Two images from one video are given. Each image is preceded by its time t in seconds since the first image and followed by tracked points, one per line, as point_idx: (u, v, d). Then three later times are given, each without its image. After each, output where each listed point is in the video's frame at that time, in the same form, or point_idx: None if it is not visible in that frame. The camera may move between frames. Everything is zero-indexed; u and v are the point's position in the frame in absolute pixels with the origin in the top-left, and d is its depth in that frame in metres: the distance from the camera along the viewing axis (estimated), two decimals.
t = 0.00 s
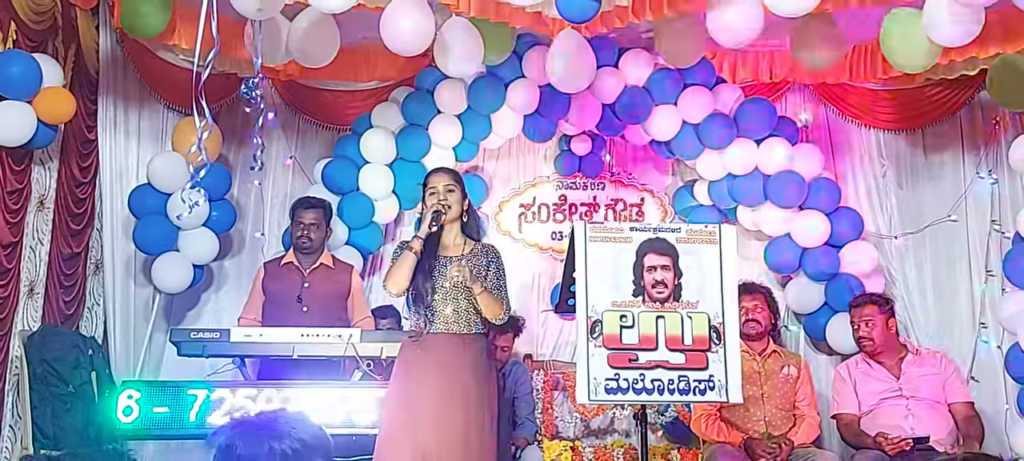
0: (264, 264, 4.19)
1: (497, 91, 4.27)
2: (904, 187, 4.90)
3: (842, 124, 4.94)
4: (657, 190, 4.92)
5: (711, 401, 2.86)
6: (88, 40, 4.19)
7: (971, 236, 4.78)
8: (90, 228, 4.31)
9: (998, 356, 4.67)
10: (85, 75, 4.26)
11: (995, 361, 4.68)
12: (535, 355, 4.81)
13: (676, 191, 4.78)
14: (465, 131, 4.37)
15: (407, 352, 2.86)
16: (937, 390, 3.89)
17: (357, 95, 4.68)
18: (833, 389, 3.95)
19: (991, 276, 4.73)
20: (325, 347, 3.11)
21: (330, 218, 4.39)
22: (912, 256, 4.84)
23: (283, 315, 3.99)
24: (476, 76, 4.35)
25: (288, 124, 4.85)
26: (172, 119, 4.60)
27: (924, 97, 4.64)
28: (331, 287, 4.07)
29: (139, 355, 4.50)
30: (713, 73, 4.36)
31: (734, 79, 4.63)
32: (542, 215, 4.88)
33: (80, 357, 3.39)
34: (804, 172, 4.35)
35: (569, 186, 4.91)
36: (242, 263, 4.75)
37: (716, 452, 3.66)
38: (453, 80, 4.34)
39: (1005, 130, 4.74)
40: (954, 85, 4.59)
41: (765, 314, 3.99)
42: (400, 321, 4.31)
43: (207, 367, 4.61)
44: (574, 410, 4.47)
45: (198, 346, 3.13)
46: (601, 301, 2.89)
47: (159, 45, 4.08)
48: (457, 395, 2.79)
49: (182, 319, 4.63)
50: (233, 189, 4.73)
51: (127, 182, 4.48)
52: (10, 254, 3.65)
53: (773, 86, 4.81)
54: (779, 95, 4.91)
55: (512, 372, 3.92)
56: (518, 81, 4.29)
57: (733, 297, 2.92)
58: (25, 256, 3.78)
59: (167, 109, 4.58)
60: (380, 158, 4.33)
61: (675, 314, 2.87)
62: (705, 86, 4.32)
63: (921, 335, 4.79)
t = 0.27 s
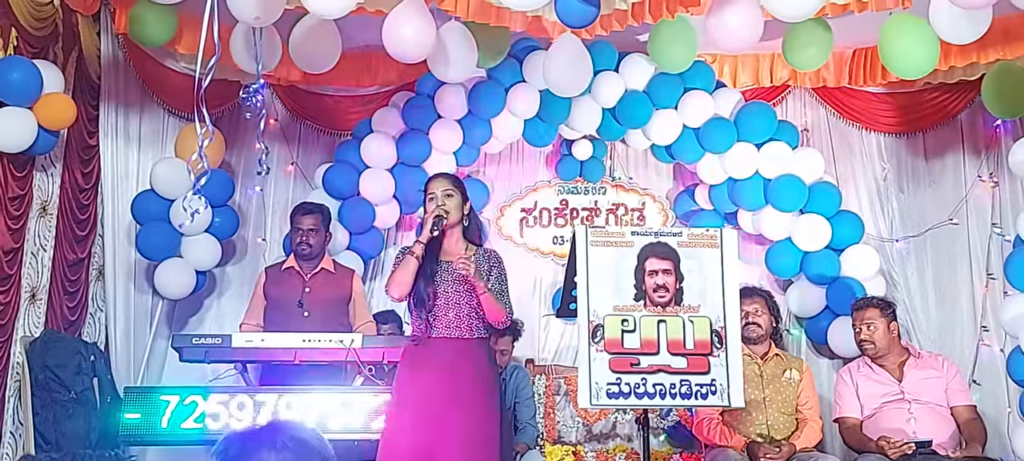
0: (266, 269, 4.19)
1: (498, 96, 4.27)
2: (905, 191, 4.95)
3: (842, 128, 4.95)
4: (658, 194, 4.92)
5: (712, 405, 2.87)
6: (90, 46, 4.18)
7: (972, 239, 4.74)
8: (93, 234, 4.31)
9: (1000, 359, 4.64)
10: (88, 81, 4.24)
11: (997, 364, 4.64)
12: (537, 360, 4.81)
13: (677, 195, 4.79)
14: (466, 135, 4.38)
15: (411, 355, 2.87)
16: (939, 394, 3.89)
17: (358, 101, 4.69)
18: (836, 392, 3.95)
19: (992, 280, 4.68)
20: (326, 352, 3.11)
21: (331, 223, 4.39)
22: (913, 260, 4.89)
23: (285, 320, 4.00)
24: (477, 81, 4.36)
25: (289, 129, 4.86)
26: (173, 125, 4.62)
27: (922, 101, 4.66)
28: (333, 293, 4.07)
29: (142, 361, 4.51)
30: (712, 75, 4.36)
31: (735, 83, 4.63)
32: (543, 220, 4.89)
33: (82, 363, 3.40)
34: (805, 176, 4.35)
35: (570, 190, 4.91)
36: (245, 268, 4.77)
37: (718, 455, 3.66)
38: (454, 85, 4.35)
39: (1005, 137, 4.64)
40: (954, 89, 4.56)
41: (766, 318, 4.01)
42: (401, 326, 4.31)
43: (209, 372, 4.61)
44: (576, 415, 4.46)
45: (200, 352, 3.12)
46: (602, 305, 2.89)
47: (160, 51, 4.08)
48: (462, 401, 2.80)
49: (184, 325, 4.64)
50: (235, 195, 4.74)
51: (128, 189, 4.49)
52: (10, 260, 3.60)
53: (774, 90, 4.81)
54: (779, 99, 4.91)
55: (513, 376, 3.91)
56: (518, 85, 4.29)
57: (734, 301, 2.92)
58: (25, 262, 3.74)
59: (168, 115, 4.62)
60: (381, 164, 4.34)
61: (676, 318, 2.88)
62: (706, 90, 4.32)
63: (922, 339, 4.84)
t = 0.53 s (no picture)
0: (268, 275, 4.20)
1: (498, 103, 4.28)
2: (907, 196, 4.90)
3: (843, 133, 4.95)
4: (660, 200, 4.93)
5: (715, 411, 2.86)
6: (92, 54, 4.19)
7: (973, 244, 4.78)
8: (96, 242, 4.32)
9: (1003, 364, 4.66)
10: (88, 89, 4.23)
11: (1000, 369, 4.66)
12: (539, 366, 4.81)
13: (679, 201, 4.78)
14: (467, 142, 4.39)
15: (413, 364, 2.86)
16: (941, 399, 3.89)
17: (360, 109, 4.68)
18: (837, 397, 3.92)
19: (994, 284, 4.72)
20: (328, 359, 3.12)
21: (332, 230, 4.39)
22: (915, 264, 4.85)
23: (287, 327, 4.00)
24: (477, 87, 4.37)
25: (291, 137, 4.87)
26: (173, 132, 4.61)
27: (921, 107, 4.66)
28: (335, 299, 4.07)
29: (144, 369, 4.52)
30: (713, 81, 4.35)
31: (735, 89, 4.62)
32: (544, 226, 4.89)
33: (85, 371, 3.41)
34: (806, 180, 4.34)
35: (571, 197, 4.92)
36: (246, 275, 4.77)
37: None
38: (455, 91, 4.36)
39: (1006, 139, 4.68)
40: (954, 94, 4.59)
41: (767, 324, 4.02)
42: (403, 333, 4.31)
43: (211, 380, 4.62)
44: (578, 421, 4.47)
45: (203, 360, 3.13)
46: (604, 311, 2.89)
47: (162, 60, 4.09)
48: (462, 415, 2.80)
49: (186, 332, 4.65)
50: (237, 202, 4.75)
51: (130, 196, 4.49)
52: (13, 268, 3.62)
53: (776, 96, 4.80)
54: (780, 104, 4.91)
55: (515, 381, 3.90)
56: (519, 92, 4.29)
57: (735, 307, 2.92)
58: (31, 269, 3.76)
59: (171, 122, 4.61)
60: (382, 170, 4.33)
61: (677, 325, 2.87)
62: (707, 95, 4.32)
63: (924, 344, 4.80)
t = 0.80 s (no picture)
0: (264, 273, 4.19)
1: (495, 100, 4.28)
2: (902, 193, 4.94)
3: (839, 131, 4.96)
4: (656, 198, 4.93)
5: (711, 408, 2.87)
6: (85, 49, 4.17)
7: (969, 243, 4.78)
8: (91, 238, 4.29)
9: (998, 362, 4.66)
10: (83, 84, 4.21)
11: (995, 367, 4.67)
12: (535, 363, 4.81)
13: (675, 198, 4.79)
14: (464, 139, 4.38)
15: (406, 359, 2.86)
16: (937, 397, 3.89)
17: (357, 105, 4.68)
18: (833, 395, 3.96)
19: (989, 281, 4.72)
20: (324, 356, 3.11)
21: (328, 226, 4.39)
22: (910, 262, 4.88)
23: (283, 325, 3.99)
24: (474, 85, 4.37)
25: (287, 134, 4.87)
26: (167, 128, 4.62)
27: (912, 107, 4.66)
28: (331, 297, 4.07)
29: (139, 365, 4.51)
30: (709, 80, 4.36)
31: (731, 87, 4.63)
32: (541, 224, 4.89)
33: (80, 368, 3.40)
34: (801, 177, 4.38)
35: (567, 194, 4.92)
36: (241, 272, 4.77)
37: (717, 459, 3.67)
38: (452, 89, 4.36)
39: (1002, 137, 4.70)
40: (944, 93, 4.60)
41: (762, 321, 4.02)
42: (399, 330, 4.31)
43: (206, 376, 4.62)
44: (574, 418, 4.47)
45: (198, 356, 3.11)
46: (600, 308, 2.88)
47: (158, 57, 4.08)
48: (449, 404, 2.78)
49: (182, 329, 4.65)
50: (233, 199, 4.74)
51: (125, 192, 4.48)
52: (8, 265, 3.60)
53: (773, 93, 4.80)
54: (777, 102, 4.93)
55: (511, 378, 3.90)
56: (515, 90, 4.29)
57: (731, 304, 2.93)
58: (25, 266, 3.75)
59: (165, 118, 4.61)
60: (380, 167, 4.34)
61: (674, 322, 2.88)
62: (703, 93, 4.33)
63: (920, 342, 4.81)
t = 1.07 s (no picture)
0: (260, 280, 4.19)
1: (490, 108, 4.29)
2: (897, 200, 4.94)
3: (835, 138, 4.97)
4: (652, 205, 4.93)
5: (707, 415, 2.86)
6: (78, 56, 4.17)
7: (964, 250, 4.79)
8: (85, 246, 4.28)
9: (993, 368, 4.67)
10: (76, 93, 4.19)
11: (990, 373, 4.67)
12: (531, 371, 4.81)
13: (671, 205, 4.79)
14: (459, 146, 4.39)
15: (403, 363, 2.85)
16: (933, 403, 3.89)
17: (353, 113, 4.69)
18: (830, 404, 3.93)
19: (985, 289, 4.73)
20: (319, 364, 3.10)
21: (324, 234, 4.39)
22: (906, 269, 4.87)
23: (279, 332, 3.99)
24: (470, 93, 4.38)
25: (283, 142, 4.87)
26: (162, 137, 4.59)
27: (909, 114, 4.69)
28: (327, 304, 4.06)
29: (134, 374, 4.49)
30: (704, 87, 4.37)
31: (727, 93, 4.64)
32: (536, 231, 4.89)
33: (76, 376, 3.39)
34: (797, 184, 4.37)
35: (563, 202, 4.92)
36: (237, 281, 4.76)
37: None
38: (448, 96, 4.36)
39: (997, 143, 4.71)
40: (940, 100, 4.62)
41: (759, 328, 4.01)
42: (394, 338, 4.30)
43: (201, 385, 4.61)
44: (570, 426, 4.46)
45: (193, 364, 3.10)
46: (596, 315, 2.89)
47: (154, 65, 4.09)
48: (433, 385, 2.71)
49: (178, 337, 4.64)
50: (228, 207, 4.74)
51: (120, 200, 4.45)
52: None
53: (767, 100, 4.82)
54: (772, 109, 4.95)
55: (507, 386, 3.89)
56: (511, 97, 4.30)
57: (727, 311, 2.93)
58: (14, 275, 3.78)
59: (161, 127, 4.59)
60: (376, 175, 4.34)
61: (670, 329, 2.88)
62: (698, 101, 4.33)
63: (917, 349, 4.82)
